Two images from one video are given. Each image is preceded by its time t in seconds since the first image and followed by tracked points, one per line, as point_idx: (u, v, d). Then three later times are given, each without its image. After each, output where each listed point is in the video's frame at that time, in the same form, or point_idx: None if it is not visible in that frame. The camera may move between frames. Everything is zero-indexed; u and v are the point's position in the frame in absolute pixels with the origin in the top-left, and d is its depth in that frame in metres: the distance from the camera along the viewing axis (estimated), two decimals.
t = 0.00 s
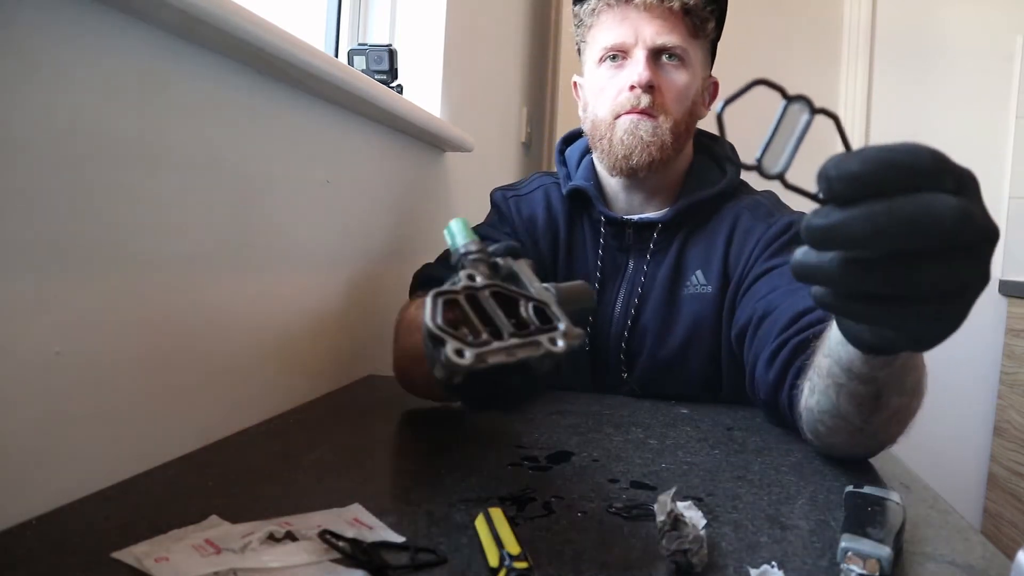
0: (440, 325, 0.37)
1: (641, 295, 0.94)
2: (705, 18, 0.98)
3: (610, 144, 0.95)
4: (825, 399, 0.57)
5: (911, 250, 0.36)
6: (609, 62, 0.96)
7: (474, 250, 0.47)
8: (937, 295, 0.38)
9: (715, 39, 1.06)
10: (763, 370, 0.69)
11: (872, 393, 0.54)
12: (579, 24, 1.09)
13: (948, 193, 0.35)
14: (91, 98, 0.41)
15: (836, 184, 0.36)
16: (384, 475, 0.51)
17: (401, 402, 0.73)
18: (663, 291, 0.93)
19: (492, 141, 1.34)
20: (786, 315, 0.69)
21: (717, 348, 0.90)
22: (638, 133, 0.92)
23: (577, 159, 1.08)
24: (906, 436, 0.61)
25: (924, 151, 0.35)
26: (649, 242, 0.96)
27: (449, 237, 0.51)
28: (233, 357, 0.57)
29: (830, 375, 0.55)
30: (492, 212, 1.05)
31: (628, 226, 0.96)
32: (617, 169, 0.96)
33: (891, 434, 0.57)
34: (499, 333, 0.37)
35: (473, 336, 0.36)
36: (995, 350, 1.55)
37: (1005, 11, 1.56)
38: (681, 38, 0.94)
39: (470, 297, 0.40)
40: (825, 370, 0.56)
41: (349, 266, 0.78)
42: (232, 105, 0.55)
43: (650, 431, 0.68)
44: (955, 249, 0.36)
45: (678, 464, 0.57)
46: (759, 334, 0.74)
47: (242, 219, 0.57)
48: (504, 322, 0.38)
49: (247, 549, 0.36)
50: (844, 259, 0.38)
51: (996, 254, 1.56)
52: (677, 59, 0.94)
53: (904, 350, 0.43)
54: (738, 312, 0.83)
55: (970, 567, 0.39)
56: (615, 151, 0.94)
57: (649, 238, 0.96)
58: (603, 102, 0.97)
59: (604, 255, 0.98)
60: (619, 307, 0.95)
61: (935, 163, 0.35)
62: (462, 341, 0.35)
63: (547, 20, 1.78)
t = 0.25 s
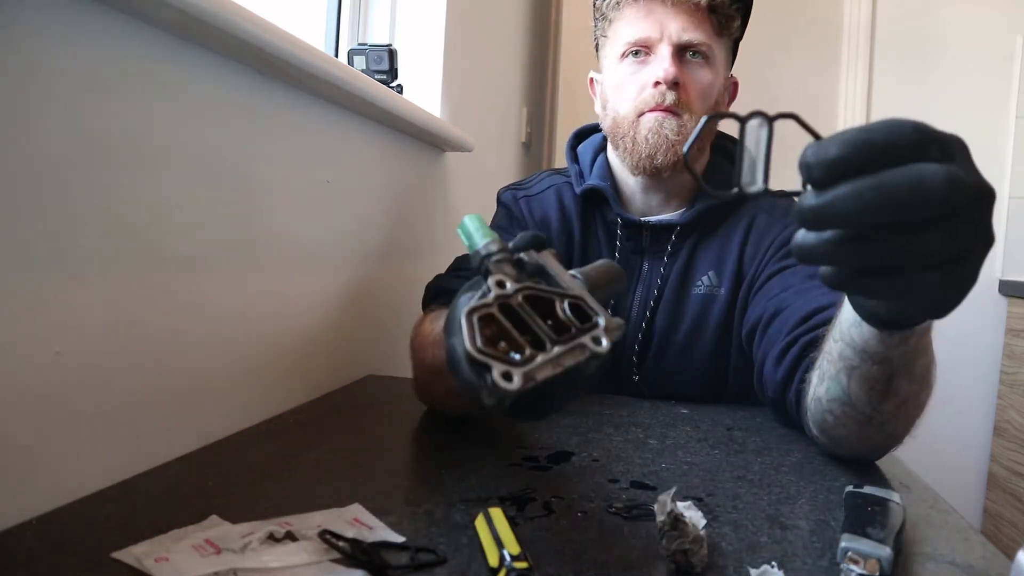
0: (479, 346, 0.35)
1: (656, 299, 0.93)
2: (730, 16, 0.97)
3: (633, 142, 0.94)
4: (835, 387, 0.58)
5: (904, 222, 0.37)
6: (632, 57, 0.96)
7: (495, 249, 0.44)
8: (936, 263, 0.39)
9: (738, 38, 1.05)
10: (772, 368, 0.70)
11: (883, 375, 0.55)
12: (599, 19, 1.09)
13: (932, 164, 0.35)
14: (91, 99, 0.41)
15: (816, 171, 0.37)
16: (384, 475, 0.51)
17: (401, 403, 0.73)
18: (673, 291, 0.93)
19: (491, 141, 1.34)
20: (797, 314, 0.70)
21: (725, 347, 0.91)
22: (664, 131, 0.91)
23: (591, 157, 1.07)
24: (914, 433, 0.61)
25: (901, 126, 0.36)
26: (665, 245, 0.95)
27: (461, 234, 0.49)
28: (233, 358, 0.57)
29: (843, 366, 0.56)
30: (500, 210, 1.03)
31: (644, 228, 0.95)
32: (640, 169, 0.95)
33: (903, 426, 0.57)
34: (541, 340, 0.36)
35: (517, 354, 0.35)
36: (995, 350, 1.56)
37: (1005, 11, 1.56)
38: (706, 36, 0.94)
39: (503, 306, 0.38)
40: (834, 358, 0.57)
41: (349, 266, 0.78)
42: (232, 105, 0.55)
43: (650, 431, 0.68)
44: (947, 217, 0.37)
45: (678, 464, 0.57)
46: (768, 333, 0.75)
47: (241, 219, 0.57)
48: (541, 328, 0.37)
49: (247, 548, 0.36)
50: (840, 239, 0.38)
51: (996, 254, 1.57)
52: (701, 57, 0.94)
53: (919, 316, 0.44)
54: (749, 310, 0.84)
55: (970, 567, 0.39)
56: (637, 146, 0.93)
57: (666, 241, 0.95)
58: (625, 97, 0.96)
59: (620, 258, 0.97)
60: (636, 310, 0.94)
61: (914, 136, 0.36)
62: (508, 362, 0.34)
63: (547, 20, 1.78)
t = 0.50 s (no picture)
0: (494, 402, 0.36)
1: (657, 302, 0.93)
2: (732, 18, 0.96)
3: (634, 152, 0.95)
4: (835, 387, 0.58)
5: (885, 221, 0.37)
6: (632, 63, 0.96)
7: (482, 296, 0.43)
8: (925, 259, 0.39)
9: (740, 37, 1.05)
10: (772, 369, 0.70)
11: (883, 372, 0.55)
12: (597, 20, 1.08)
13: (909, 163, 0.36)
14: (91, 100, 0.41)
15: (790, 184, 0.38)
16: (384, 475, 0.51)
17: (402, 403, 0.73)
18: (673, 293, 0.93)
19: (491, 141, 1.34)
20: (798, 315, 0.70)
21: (724, 348, 0.91)
22: (665, 144, 0.93)
23: (592, 157, 1.06)
24: (914, 433, 0.61)
25: (873, 127, 0.36)
26: (667, 247, 0.94)
27: (441, 283, 0.48)
28: (234, 357, 0.57)
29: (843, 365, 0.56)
30: (500, 206, 1.03)
31: (646, 231, 0.95)
32: (642, 180, 0.96)
33: (903, 423, 0.57)
34: (549, 383, 0.38)
35: (532, 405, 0.36)
36: (995, 350, 1.56)
37: (1004, 11, 1.56)
38: (707, 40, 0.94)
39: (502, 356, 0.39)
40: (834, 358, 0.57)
41: (349, 266, 0.78)
42: (232, 105, 0.55)
43: (650, 431, 0.68)
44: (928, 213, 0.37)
45: (678, 464, 0.57)
46: (768, 335, 0.75)
47: (242, 219, 0.57)
48: (545, 374, 0.38)
49: (247, 548, 0.36)
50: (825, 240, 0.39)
51: (996, 254, 1.57)
52: (702, 62, 0.94)
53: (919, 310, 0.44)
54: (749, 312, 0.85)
55: (970, 567, 0.39)
56: (638, 156, 0.94)
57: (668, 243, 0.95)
58: (625, 104, 0.97)
59: (620, 260, 0.97)
60: (636, 311, 0.94)
61: (888, 133, 0.36)
62: (524, 417, 0.36)
63: (547, 20, 1.78)
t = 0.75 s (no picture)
0: (558, 359, 0.37)
1: (654, 302, 0.93)
2: (725, 21, 0.96)
3: (629, 159, 0.96)
4: (829, 380, 0.58)
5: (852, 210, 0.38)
6: (625, 68, 0.96)
7: (502, 286, 0.43)
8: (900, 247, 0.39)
9: (734, 38, 1.05)
10: (771, 370, 0.69)
11: (878, 366, 0.54)
12: (591, 23, 1.07)
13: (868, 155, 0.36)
14: (92, 100, 0.41)
15: (771, 174, 0.37)
16: (383, 475, 0.51)
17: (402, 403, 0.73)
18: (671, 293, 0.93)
19: (491, 141, 1.34)
20: (795, 315, 0.70)
21: (723, 349, 0.91)
22: (659, 151, 0.93)
23: (589, 158, 1.06)
24: (912, 431, 0.61)
25: (836, 117, 0.36)
26: (664, 248, 0.94)
27: (449, 279, 0.46)
28: (234, 356, 0.57)
29: (837, 363, 0.56)
30: (496, 205, 1.02)
31: (642, 232, 0.94)
32: (637, 186, 0.97)
33: (902, 421, 0.57)
34: (594, 345, 0.39)
35: (588, 361, 0.38)
36: (995, 350, 1.56)
37: (1004, 11, 1.56)
38: (699, 43, 0.94)
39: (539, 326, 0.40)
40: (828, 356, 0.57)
41: (348, 265, 0.78)
42: (232, 106, 0.55)
43: (650, 431, 0.68)
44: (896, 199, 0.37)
45: (678, 464, 0.57)
46: (766, 335, 0.75)
47: (242, 219, 0.57)
48: (589, 338, 0.40)
49: (247, 549, 0.36)
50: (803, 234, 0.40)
51: (996, 254, 1.57)
52: (694, 66, 0.94)
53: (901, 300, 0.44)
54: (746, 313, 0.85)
55: (970, 567, 0.39)
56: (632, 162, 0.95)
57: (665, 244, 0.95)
58: (618, 109, 0.97)
59: (617, 260, 0.97)
60: (634, 312, 0.94)
61: (855, 123, 0.36)
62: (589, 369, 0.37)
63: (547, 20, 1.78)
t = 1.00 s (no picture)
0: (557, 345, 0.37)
1: (654, 302, 0.93)
2: (724, 20, 0.96)
3: (626, 158, 0.96)
4: (829, 385, 0.58)
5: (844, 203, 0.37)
6: (624, 68, 0.96)
7: (497, 281, 0.43)
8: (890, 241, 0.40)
9: (734, 37, 1.04)
10: (770, 370, 0.69)
11: (877, 368, 0.55)
12: (591, 23, 1.07)
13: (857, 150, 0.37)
14: (92, 101, 0.41)
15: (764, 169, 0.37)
16: (383, 475, 0.51)
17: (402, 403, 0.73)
18: (671, 293, 0.93)
19: (491, 141, 1.34)
20: (795, 315, 0.70)
21: (723, 348, 0.91)
22: (657, 152, 0.93)
23: (589, 159, 1.06)
24: (913, 430, 0.61)
25: (827, 118, 0.37)
26: (664, 248, 0.95)
27: (445, 277, 0.46)
28: (233, 356, 0.57)
29: (837, 365, 0.57)
30: (496, 205, 1.02)
31: (642, 232, 0.95)
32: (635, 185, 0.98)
33: (901, 421, 0.57)
34: (592, 335, 0.39)
35: (586, 348, 0.38)
36: (995, 350, 1.56)
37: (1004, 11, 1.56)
38: (699, 43, 0.94)
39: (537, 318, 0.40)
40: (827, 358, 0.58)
41: (349, 265, 0.78)
42: (232, 106, 0.55)
43: (650, 431, 0.68)
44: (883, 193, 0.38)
45: (678, 464, 0.57)
46: (766, 335, 0.75)
47: (241, 219, 0.57)
48: (586, 328, 0.40)
49: (247, 549, 0.36)
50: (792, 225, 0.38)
51: (996, 254, 1.57)
52: (694, 66, 0.94)
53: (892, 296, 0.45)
54: (746, 313, 0.85)
55: (970, 567, 0.39)
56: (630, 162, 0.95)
57: (665, 244, 0.95)
58: (617, 109, 0.97)
59: (617, 260, 0.97)
60: (634, 312, 0.94)
61: (842, 124, 0.37)
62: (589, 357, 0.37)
63: (547, 20, 1.78)
